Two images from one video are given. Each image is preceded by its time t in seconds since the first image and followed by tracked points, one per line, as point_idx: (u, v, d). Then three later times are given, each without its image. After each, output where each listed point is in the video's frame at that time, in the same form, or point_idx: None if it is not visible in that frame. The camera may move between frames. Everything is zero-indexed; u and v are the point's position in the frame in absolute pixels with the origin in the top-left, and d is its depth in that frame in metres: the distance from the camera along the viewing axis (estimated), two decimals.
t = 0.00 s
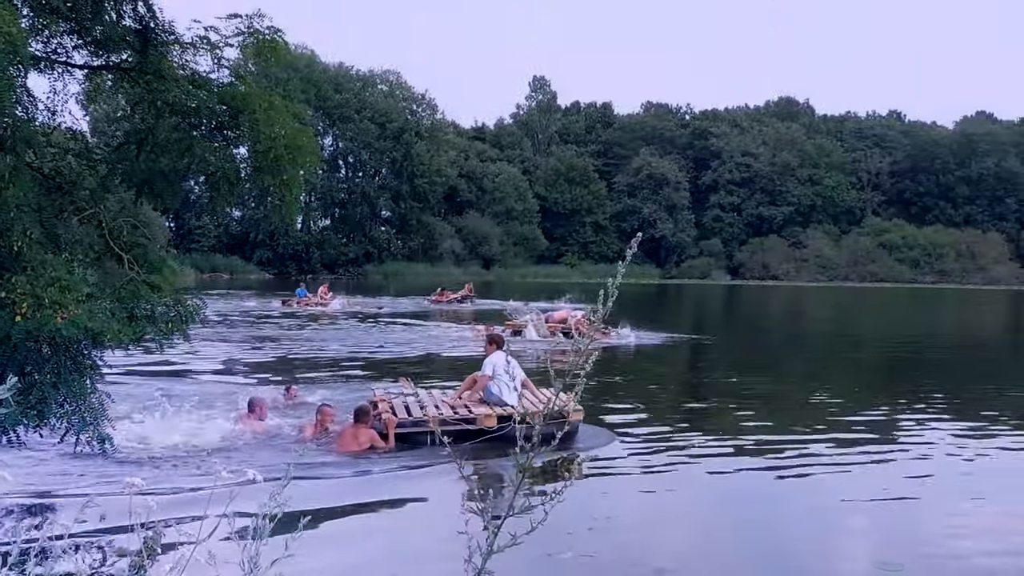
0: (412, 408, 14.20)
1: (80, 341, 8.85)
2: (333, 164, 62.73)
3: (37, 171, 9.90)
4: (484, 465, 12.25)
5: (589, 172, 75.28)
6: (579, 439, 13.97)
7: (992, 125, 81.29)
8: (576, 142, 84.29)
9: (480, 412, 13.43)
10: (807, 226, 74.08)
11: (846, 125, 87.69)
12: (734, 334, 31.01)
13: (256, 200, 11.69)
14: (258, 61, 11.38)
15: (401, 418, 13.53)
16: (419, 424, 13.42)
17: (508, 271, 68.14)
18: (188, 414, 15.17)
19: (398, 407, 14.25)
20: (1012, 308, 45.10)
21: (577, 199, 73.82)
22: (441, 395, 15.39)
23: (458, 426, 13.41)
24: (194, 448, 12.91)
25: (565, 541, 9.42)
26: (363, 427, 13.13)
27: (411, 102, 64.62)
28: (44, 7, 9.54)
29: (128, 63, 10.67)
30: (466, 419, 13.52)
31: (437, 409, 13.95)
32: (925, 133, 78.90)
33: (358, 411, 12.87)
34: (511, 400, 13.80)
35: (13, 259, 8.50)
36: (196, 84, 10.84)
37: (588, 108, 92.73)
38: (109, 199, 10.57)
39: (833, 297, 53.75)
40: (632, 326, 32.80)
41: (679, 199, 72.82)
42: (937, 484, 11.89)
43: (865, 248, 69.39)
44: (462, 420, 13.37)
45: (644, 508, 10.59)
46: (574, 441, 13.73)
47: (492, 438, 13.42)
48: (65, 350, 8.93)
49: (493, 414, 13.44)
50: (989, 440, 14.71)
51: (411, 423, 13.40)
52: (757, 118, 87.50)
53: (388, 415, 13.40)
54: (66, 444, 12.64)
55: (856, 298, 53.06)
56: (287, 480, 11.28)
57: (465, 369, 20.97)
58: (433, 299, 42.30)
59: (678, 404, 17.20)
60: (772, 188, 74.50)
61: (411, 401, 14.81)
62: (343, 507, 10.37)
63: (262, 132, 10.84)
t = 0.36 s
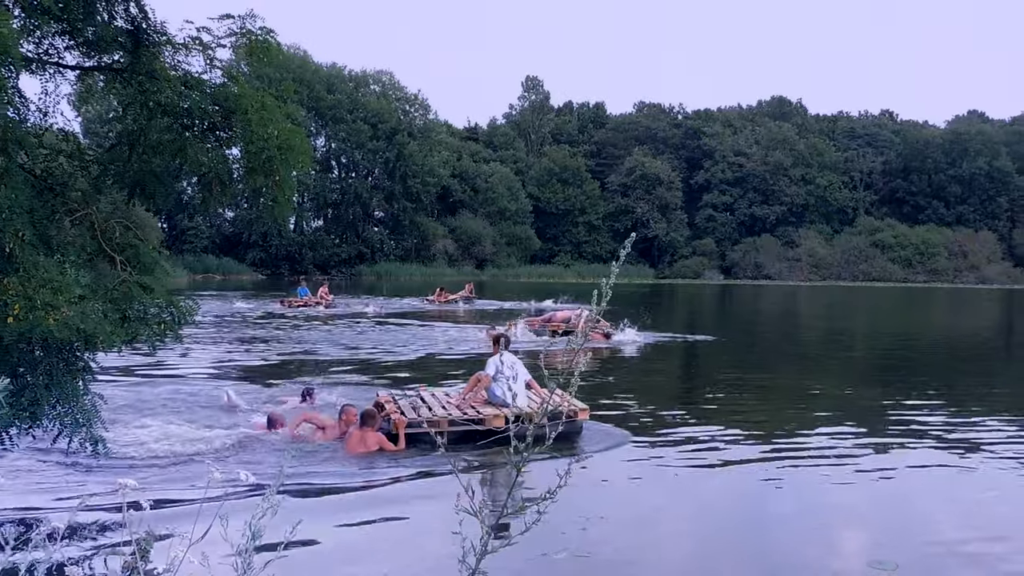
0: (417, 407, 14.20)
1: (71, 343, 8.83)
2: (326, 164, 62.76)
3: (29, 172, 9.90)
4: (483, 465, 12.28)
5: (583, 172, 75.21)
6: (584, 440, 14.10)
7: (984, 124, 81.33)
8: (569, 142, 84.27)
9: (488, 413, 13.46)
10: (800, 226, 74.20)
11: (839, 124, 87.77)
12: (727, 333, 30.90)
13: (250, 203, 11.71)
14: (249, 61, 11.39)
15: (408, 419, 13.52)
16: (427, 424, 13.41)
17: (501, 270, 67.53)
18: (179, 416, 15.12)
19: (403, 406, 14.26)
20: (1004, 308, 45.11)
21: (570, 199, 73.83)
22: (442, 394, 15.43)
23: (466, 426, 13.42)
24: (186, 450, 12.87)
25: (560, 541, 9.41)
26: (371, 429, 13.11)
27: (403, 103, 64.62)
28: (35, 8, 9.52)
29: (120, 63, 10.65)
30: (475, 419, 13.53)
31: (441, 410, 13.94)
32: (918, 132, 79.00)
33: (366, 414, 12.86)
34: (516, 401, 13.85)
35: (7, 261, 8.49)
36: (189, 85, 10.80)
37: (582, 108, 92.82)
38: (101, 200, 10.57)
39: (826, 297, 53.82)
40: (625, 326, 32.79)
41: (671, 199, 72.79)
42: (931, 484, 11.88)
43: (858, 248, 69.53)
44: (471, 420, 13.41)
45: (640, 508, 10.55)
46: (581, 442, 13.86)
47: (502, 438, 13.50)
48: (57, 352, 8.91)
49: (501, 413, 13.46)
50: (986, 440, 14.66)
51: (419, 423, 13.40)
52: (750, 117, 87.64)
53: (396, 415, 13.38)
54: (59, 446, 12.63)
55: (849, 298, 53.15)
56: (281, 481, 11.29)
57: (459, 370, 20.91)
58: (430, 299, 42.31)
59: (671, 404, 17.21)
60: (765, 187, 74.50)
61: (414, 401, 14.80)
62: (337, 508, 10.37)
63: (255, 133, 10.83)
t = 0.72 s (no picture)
0: (419, 404, 14.15)
1: (55, 343, 8.78)
2: (313, 163, 62.65)
3: (12, 171, 9.82)
4: (473, 464, 12.28)
5: (569, 170, 75.24)
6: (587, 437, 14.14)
7: (969, 122, 81.58)
8: (556, 141, 84.19)
9: (494, 407, 13.43)
10: (786, 224, 74.35)
11: (825, 123, 87.90)
12: (713, 332, 30.96)
13: (236, 201, 11.71)
14: (235, 60, 11.37)
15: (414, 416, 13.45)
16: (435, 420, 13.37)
17: (488, 270, 67.97)
18: (165, 417, 15.05)
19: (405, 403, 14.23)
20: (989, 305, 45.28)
21: (557, 198, 73.85)
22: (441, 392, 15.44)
23: (474, 424, 13.44)
24: (172, 451, 12.81)
25: (545, 540, 9.41)
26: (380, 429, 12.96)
27: (390, 100, 64.15)
28: (19, 5, 9.45)
29: (105, 62, 10.58)
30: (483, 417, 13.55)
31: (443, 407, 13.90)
32: (903, 131, 79.15)
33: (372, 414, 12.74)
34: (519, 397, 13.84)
35: None
36: (174, 84, 10.76)
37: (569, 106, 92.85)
38: (86, 200, 10.52)
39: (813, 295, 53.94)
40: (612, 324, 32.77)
41: (658, 197, 72.84)
42: (918, 481, 11.92)
43: (844, 246, 69.76)
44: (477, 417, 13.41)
45: (627, 507, 10.55)
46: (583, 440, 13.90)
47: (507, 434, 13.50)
48: (41, 352, 8.85)
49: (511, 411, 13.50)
50: (973, 437, 14.68)
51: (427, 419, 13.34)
52: (736, 116, 87.75)
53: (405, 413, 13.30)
54: (44, 446, 12.59)
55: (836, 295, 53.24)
56: (268, 481, 11.27)
57: (447, 370, 20.86)
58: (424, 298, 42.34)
59: (659, 402, 17.23)
60: (751, 186, 74.58)
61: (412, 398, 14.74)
62: (323, 508, 10.34)
63: (242, 131, 10.82)
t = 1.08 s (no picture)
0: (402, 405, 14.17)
1: (23, 343, 8.65)
2: (283, 163, 62.40)
3: None
4: (448, 463, 12.26)
5: (540, 169, 75.26)
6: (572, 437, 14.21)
7: (935, 121, 82.22)
8: (527, 139, 84.13)
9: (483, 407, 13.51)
10: (755, 223, 74.69)
11: (795, 121, 88.27)
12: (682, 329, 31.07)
13: (205, 201, 11.66)
14: (203, 58, 11.34)
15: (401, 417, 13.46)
16: (421, 422, 13.41)
17: (459, 268, 67.94)
18: (134, 417, 14.94)
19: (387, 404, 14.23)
20: (956, 302, 45.69)
21: (528, 197, 73.87)
22: (422, 392, 15.46)
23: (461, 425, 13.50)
24: (142, 452, 12.70)
25: (516, 539, 9.40)
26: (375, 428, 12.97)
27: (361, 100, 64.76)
28: None
29: (71, 60, 10.47)
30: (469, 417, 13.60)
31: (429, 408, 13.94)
32: (871, 130, 79.66)
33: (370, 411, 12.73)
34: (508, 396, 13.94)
35: None
36: (142, 82, 10.71)
37: (540, 105, 92.95)
38: (53, 199, 10.42)
39: (783, 293, 54.21)
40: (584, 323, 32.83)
41: (629, 196, 73.01)
42: (887, 476, 12.00)
43: (813, 244, 70.19)
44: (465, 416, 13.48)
45: (599, 505, 10.56)
46: (569, 438, 13.97)
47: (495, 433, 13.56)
48: (9, 353, 8.72)
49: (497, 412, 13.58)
50: (942, 433, 14.79)
51: (414, 421, 13.38)
52: (706, 115, 88.05)
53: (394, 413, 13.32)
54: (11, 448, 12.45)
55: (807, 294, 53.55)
56: (239, 481, 11.21)
57: (419, 369, 20.83)
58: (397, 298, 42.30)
59: (632, 400, 17.28)
60: (721, 184, 74.83)
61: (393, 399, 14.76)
62: (294, 507, 10.28)
63: (211, 131, 10.80)
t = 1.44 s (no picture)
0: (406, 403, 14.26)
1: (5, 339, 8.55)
2: (267, 159, 62.22)
3: None
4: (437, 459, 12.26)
5: (525, 165, 75.19)
6: (574, 432, 14.25)
7: (918, 116, 82.51)
8: (512, 135, 83.97)
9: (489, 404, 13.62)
10: (741, 218, 74.79)
11: (780, 117, 88.37)
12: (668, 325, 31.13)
13: (191, 198, 11.64)
14: (187, 55, 11.31)
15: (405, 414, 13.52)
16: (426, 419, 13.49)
17: (445, 265, 67.88)
18: (119, 415, 14.89)
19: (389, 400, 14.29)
20: (939, 297, 45.90)
21: (513, 193, 73.83)
22: (418, 388, 15.53)
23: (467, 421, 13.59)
24: (126, 450, 12.62)
25: (501, 536, 9.39)
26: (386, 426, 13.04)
27: (346, 96, 65.01)
28: None
29: (54, 57, 10.42)
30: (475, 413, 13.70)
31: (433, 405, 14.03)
32: (855, 125, 79.87)
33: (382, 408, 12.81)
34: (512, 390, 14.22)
35: None
36: (126, 78, 10.68)
37: (524, 101, 92.89)
38: (36, 196, 10.35)
39: (768, 289, 54.31)
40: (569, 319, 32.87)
41: (614, 192, 73.03)
42: (871, 472, 12.03)
43: (798, 239, 70.41)
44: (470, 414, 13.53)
45: (586, 503, 10.51)
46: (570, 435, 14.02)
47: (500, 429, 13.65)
48: None
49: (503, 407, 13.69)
50: (925, 428, 14.85)
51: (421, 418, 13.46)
52: (691, 110, 88.14)
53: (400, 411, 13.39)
54: None
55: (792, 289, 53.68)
56: (223, 480, 11.18)
57: (405, 367, 20.80)
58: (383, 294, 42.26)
59: (618, 396, 17.32)
60: (706, 180, 74.86)
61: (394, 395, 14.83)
62: (277, 507, 10.25)
63: (195, 128, 10.80)
